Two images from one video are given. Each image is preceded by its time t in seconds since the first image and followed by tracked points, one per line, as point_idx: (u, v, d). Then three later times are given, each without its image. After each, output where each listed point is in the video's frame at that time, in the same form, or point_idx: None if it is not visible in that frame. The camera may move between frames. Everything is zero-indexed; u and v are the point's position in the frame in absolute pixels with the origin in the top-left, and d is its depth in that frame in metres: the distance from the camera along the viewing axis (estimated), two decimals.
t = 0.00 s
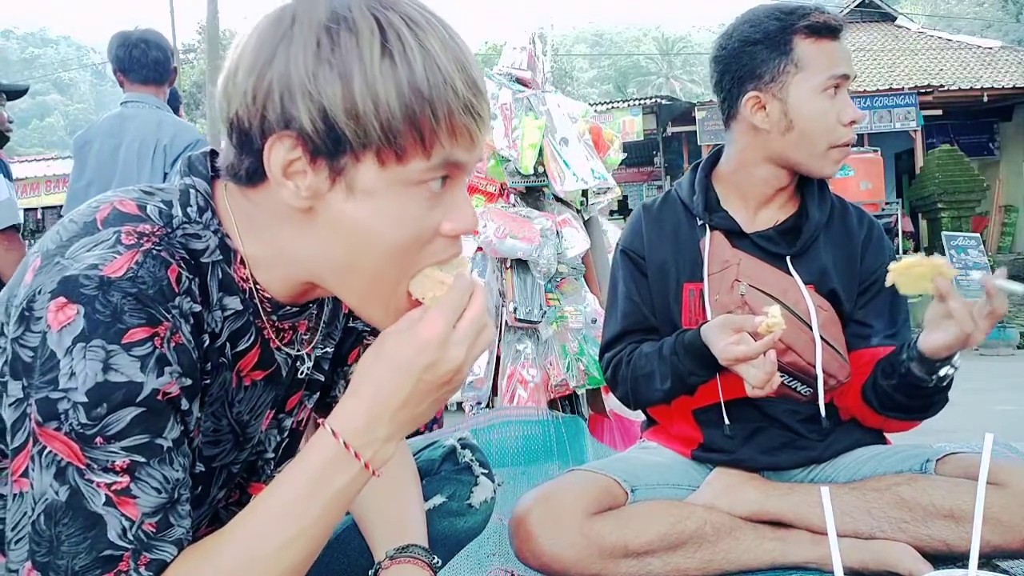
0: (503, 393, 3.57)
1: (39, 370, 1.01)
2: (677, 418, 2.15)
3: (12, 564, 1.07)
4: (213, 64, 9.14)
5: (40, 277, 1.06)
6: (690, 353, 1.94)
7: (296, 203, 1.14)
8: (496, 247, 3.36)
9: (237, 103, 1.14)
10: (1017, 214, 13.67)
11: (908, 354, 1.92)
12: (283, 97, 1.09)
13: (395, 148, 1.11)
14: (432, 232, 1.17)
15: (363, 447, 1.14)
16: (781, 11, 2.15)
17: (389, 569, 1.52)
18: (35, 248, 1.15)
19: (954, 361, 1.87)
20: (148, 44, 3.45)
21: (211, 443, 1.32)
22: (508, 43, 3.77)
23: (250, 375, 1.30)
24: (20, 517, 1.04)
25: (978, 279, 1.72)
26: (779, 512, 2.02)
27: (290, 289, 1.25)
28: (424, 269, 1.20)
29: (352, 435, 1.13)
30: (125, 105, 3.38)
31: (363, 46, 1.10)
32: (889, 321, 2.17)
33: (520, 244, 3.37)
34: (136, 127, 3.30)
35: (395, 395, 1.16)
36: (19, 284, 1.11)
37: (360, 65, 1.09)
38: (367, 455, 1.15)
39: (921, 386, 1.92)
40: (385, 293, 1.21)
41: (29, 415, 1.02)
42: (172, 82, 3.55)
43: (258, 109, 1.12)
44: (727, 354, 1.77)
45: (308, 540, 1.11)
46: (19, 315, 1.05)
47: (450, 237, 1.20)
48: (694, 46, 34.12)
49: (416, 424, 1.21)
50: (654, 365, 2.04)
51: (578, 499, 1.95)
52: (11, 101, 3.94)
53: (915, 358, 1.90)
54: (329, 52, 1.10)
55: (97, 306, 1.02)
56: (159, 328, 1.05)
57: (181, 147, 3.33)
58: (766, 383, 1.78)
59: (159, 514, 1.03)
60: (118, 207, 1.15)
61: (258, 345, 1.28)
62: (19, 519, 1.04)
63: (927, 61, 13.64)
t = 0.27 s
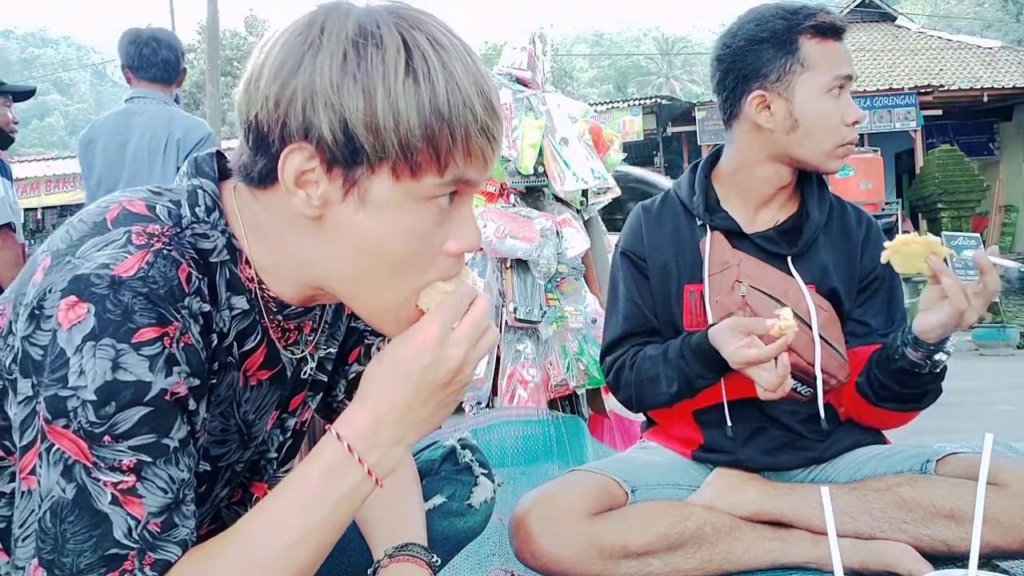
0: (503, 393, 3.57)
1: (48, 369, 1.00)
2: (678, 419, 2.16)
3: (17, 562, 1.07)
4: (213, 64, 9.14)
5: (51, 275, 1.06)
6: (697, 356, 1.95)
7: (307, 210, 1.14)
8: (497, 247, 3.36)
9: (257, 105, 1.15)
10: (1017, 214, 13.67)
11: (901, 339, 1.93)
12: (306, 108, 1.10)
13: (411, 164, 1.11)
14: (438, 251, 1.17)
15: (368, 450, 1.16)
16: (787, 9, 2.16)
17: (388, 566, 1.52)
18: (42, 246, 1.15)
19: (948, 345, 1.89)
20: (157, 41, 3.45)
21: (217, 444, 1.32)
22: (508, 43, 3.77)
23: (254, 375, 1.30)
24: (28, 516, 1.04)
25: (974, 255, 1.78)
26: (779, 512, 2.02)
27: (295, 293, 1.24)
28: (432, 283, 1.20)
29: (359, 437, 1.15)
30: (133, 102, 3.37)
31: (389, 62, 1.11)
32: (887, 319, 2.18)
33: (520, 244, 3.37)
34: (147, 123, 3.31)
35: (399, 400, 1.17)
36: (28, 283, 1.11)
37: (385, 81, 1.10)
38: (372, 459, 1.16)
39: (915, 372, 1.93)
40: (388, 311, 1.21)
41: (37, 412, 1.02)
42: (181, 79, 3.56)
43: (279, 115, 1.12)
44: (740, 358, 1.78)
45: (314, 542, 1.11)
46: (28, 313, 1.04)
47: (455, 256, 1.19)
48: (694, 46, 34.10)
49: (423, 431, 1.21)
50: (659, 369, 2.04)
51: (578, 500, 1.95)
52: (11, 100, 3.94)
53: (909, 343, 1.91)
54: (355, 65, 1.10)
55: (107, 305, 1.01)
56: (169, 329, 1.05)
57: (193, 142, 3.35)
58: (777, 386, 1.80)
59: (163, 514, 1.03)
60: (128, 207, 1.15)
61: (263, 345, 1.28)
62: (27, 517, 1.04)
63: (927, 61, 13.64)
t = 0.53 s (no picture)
0: (503, 393, 3.56)
1: (51, 369, 1.00)
2: (677, 418, 2.16)
3: (20, 561, 1.07)
4: (213, 64, 9.14)
5: (54, 275, 1.06)
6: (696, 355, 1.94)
7: (307, 214, 1.15)
8: (496, 247, 3.36)
9: (265, 107, 1.15)
10: (1017, 214, 13.67)
11: (894, 330, 1.94)
12: (313, 115, 1.10)
13: (415, 176, 1.11)
14: (435, 261, 1.18)
15: (368, 452, 1.15)
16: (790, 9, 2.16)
17: (388, 566, 1.52)
18: (45, 246, 1.15)
19: (939, 334, 1.90)
20: (156, 41, 3.45)
21: (217, 442, 1.32)
22: (508, 43, 3.77)
23: (254, 373, 1.30)
24: (30, 516, 1.04)
25: (956, 243, 1.77)
26: (779, 512, 2.02)
27: (295, 295, 1.25)
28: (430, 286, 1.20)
29: (360, 439, 1.15)
30: (136, 103, 3.36)
31: (398, 73, 1.11)
32: (884, 319, 2.19)
33: (520, 244, 3.36)
34: (151, 121, 3.29)
35: (396, 402, 1.17)
36: (30, 283, 1.11)
37: (394, 94, 1.10)
38: (373, 461, 1.16)
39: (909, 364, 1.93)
40: (387, 316, 1.21)
41: (40, 412, 1.02)
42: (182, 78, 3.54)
43: (286, 118, 1.12)
44: (737, 355, 1.78)
45: (316, 545, 1.11)
46: (31, 313, 1.04)
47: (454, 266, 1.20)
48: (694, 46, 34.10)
49: (423, 433, 1.20)
50: (658, 368, 2.04)
51: (578, 500, 1.95)
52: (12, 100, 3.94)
53: (901, 333, 1.92)
54: (365, 73, 1.10)
55: (110, 305, 1.01)
56: (171, 329, 1.05)
57: (198, 137, 3.33)
58: (776, 384, 1.80)
59: (165, 515, 1.03)
60: (129, 207, 1.15)
61: (264, 343, 1.28)
62: (29, 517, 1.04)
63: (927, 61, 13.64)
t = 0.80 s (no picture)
0: (503, 393, 3.57)
1: (50, 369, 1.00)
2: (678, 416, 2.16)
3: (20, 562, 1.06)
4: (212, 64, 9.14)
5: (54, 276, 1.06)
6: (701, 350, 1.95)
7: (300, 216, 1.15)
8: (497, 247, 3.35)
9: (263, 107, 1.15)
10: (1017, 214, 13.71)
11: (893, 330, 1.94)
12: (308, 120, 1.10)
13: (408, 183, 1.11)
14: (430, 264, 1.17)
15: (368, 454, 1.15)
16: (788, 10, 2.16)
17: (388, 566, 1.53)
18: (46, 246, 1.15)
19: (938, 334, 1.90)
20: (154, 43, 3.42)
21: (216, 442, 1.32)
22: (508, 43, 3.76)
23: (253, 372, 1.30)
24: (29, 517, 1.03)
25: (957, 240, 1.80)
26: (779, 512, 2.02)
27: (292, 295, 1.24)
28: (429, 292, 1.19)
29: (358, 440, 1.15)
30: (136, 107, 3.37)
31: (396, 81, 1.11)
32: (883, 318, 2.19)
33: (520, 244, 3.37)
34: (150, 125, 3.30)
35: (396, 404, 1.17)
36: (30, 283, 1.11)
37: (389, 102, 1.10)
38: (372, 464, 1.15)
39: (909, 363, 1.92)
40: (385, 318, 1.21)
41: (40, 412, 1.02)
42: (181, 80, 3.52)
43: (283, 120, 1.12)
44: (746, 348, 1.79)
45: (317, 546, 1.11)
46: (31, 313, 1.04)
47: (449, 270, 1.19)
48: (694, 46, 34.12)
49: (423, 434, 1.20)
50: (662, 365, 2.04)
51: (579, 500, 1.95)
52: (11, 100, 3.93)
53: (900, 333, 1.91)
54: (362, 79, 1.10)
55: (109, 306, 1.01)
56: (171, 329, 1.05)
57: (196, 139, 3.34)
58: (784, 375, 1.82)
59: (164, 516, 1.03)
60: (129, 207, 1.15)
61: (262, 343, 1.29)
62: (28, 518, 1.04)
63: (927, 61, 13.65)
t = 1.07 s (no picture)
0: (503, 393, 3.56)
1: (51, 369, 1.00)
2: (678, 414, 2.17)
3: (21, 562, 1.06)
4: (213, 64, 9.15)
5: (55, 276, 1.06)
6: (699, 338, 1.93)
7: (296, 211, 1.15)
8: (497, 247, 3.35)
9: (257, 103, 1.16)
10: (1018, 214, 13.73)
11: (885, 344, 1.94)
12: (299, 114, 1.11)
13: (399, 174, 1.11)
14: (429, 257, 1.17)
15: (373, 461, 1.14)
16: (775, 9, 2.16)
17: (388, 566, 1.53)
18: (47, 246, 1.16)
19: (933, 347, 1.90)
20: (160, 52, 3.48)
21: (217, 440, 1.32)
22: (508, 43, 3.77)
23: (254, 372, 1.30)
24: (30, 516, 1.04)
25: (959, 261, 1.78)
26: (779, 512, 2.02)
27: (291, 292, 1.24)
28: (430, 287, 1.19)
29: (361, 445, 1.14)
30: (145, 117, 3.41)
31: (387, 74, 1.10)
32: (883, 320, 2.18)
33: (520, 244, 3.37)
34: (158, 131, 3.33)
35: (404, 409, 1.15)
36: (31, 283, 1.11)
37: (378, 94, 1.09)
38: (376, 470, 1.14)
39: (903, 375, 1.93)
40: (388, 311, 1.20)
41: (41, 413, 1.02)
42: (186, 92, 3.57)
43: (275, 115, 1.13)
44: (741, 326, 1.76)
45: (322, 548, 1.11)
46: (32, 313, 1.04)
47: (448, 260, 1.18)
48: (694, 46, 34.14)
49: (429, 441, 1.19)
50: (661, 354, 2.04)
51: (579, 499, 1.95)
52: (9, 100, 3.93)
53: (893, 347, 1.92)
54: (352, 72, 1.11)
55: (110, 306, 1.01)
56: (171, 329, 1.06)
57: (202, 143, 3.37)
58: (778, 353, 1.79)
59: (164, 516, 1.03)
60: (129, 207, 1.15)
61: (262, 342, 1.29)
62: (29, 517, 1.04)
63: (927, 61, 13.65)
